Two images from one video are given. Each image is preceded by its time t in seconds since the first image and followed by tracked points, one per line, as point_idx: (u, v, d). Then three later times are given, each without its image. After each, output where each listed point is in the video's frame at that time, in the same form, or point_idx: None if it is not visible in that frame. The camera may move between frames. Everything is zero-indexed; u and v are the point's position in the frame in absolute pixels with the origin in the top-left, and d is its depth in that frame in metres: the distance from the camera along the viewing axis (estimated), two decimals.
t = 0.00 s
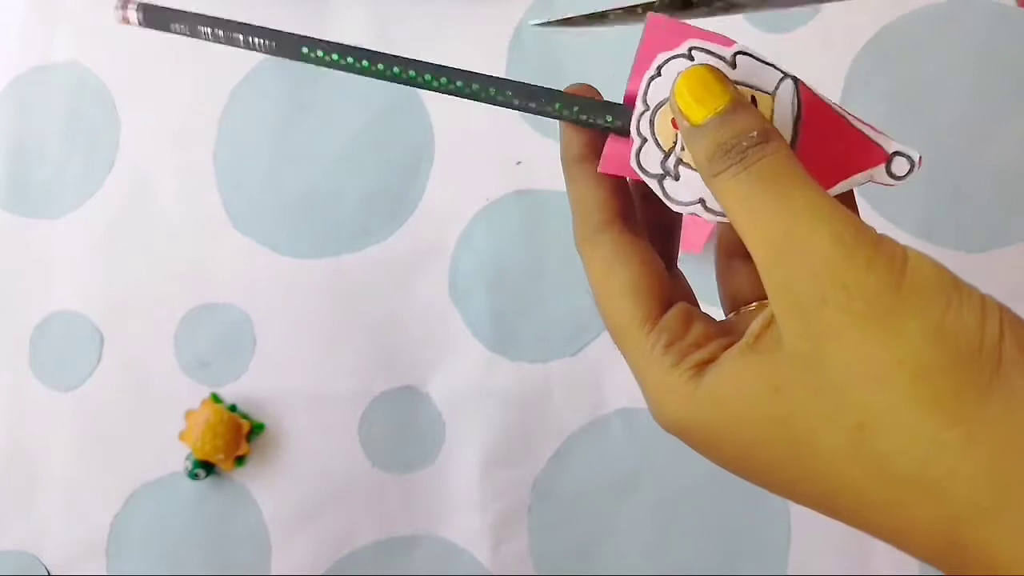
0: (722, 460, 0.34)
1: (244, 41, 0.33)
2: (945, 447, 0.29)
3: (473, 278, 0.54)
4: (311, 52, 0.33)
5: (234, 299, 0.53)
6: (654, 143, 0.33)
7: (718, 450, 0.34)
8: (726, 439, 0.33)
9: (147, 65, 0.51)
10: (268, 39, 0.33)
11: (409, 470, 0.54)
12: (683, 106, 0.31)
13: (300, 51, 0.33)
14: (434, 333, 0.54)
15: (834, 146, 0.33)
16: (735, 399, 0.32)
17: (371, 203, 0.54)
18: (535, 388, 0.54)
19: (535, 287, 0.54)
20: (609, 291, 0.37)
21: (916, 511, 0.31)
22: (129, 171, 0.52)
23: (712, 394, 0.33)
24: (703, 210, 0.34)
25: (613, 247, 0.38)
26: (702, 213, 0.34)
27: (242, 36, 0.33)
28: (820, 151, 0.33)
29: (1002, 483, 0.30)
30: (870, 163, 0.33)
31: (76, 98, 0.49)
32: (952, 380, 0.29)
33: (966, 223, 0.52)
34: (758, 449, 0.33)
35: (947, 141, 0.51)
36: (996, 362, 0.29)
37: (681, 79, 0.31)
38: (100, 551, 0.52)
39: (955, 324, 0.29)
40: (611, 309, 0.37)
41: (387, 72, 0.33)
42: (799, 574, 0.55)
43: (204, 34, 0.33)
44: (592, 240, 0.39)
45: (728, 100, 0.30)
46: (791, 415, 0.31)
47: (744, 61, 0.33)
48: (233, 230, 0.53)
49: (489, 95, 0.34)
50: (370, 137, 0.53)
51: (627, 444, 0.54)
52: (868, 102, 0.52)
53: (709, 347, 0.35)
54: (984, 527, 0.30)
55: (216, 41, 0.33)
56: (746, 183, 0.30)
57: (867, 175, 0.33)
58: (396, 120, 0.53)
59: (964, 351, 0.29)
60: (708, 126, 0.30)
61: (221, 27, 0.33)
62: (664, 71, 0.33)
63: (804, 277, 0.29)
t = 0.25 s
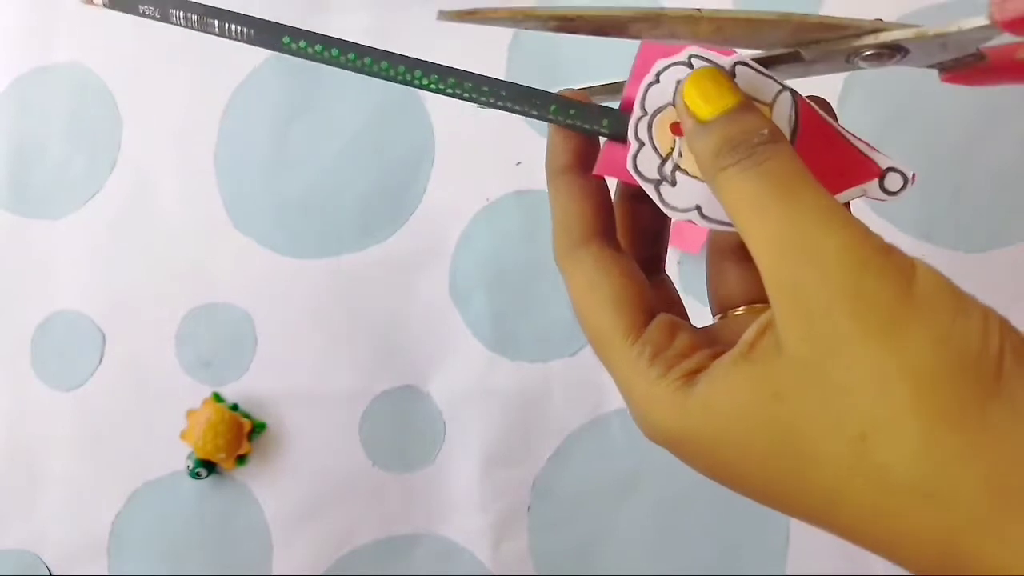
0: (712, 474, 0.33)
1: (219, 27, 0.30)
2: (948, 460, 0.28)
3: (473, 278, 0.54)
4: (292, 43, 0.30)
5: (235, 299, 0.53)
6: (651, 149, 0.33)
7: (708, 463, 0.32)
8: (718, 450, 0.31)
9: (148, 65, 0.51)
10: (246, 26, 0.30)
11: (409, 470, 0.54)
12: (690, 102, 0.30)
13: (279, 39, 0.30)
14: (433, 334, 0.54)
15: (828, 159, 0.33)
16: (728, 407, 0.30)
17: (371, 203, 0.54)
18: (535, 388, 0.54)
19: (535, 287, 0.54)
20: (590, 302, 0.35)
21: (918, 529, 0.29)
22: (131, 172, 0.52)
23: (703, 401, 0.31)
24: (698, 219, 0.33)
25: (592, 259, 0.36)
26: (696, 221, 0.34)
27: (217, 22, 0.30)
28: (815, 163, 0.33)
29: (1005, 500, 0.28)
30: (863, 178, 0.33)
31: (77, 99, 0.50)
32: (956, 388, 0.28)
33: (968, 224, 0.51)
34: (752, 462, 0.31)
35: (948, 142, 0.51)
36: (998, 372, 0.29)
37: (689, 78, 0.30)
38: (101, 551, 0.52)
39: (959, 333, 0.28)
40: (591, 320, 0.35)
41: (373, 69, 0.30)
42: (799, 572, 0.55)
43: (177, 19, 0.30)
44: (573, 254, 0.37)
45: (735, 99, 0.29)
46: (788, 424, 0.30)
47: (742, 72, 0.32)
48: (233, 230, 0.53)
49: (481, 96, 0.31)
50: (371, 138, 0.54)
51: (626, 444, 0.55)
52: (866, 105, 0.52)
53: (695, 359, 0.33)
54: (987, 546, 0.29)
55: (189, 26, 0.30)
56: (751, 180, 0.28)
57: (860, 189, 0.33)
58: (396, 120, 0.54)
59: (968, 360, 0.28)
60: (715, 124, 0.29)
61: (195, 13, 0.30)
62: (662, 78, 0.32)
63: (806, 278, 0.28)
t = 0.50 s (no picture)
0: (712, 472, 0.33)
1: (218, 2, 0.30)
2: (952, 463, 0.28)
3: (473, 277, 0.54)
4: (295, 18, 0.30)
5: (235, 299, 0.53)
6: (658, 139, 0.32)
7: (709, 462, 0.32)
8: (720, 449, 0.31)
9: (148, 65, 0.51)
10: None
11: (409, 470, 0.54)
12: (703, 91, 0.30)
13: (281, 15, 0.30)
14: (433, 334, 0.54)
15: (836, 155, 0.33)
16: (733, 405, 0.30)
17: (371, 202, 0.54)
18: (535, 387, 0.54)
19: (535, 287, 0.54)
20: (591, 296, 0.35)
21: (920, 532, 0.29)
22: (130, 171, 0.52)
23: (707, 399, 0.31)
24: (703, 212, 0.33)
25: (594, 253, 0.36)
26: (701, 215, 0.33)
27: None
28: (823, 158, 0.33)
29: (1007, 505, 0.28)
30: (874, 174, 0.32)
31: (77, 99, 0.50)
32: (963, 392, 0.28)
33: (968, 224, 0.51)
34: (755, 461, 0.31)
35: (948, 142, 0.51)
36: (1005, 378, 0.29)
37: (702, 67, 0.30)
38: (101, 551, 0.52)
39: (967, 336, 0.28)
40: (593, 312, 0.35)
41: (376, 47, 0.30)
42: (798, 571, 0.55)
43: None
44: (576, 245, 0.37)
45: (749, 91, 0.29)
46: (793, 424, 0.30)
47: (754, 62, 0.31)
48: (233, 230, 0.53)
49: (486, 79, 0.31)
50: (371, 138, 0.54)
51: (626, 444, 0.55)
52: (866, 104, 0.52)
53: (697, 355, 0.33)
54: (989, 551, 0.29)
55: None
56: (760, 176, 0.28)
57: (870, 185, 0.32)
58: (397, 120, 0.54)
59: (975, 363, 0.28)
60: (728, 116, 0.29)
61: None
62: (673, 66, 0.31)
63: (813, 278, 0.28)
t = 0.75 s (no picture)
0: (714, 468, 0.33)
1: (213, 8, 0.30)
2: (954, 461, 0.28)
3: (473, 277, 0.54)
4: (292, 26, 0.30)
5: (235, 299, 0.53)
6: (661, 137, 0.32)
7: (711, 458, 0.32)
8: (722, 446, 0.31)
9: (148, 65, 0.51)
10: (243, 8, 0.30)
11: (409, 470, 0.54)
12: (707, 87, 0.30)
13: (279, 23, 0.30)
14: (433, 334, 0.54)
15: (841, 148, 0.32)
16: (735, 402, 0.30)
17: (372, 202, 0.54)
18: (535, 387, 0.54)
19: (535, 287, 0.54)
20: (589, 294, 0.35)
21: (921, 530, 0.29)
22: (130, 171, 0.52)
23: (708, 396, 0.31)
24: (707, 209, 0.33)
25: (591, 252, 0.36)
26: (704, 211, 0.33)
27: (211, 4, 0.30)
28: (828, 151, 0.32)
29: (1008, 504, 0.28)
30: (881, 164, 0.32)
31: (77, 99, 0.50)
32: (966, 390, 0.28)
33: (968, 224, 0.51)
34: (757, 457, 0.31)
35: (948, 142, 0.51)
36: (1007, 377, 0.29)
37: (705, 62, 0.30)
38: (101, 551, 0.52)
39: (970, 335, 0.28)
40: (591, 308, 0.35)
41: (374, 52, 0.30)
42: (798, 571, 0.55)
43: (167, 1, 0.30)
44: (573, 245, 0.37)
45: (753, 86, 0.29)
46: (795, 421, 0.30)
47: (756, 56, 0.31)
48: (233, 230, 0.53)
49: (485, 82, 0.31)
50: (371, 138, 0.54)
51: (626, 443, 0.55)
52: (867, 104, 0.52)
53: (697, 351, 0.33)
54: (989, 550, 0.29)
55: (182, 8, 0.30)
56: (764, 171, 0.28)
57: (877, 176, 0.32)
58: (397, 120, 0.54)
59: (979, 362, 0.28)
60: (730, 110, 0.29)
61: None
62: (674, 63, 0.31)
63: (817, 275, 0.28)
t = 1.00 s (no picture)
0: (713, 459, 0.33)
1: (235, 119, 0.32)
2: (955, 460, 0.28)
3: (473, 277, 0.54)
4: (307, 119, 0.32)
5: (235, 299, 0.53)
6: (674, 138, 0.31)
7: (711, 450, 0.32)
8: (721, 440, 0.31)
9: (148, 65, 0.51)
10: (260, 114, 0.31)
11: (409, 470, 0.54)
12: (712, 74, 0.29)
13: (297, 119, 0.32)
14: (433, 334, 0.54)
15: (861, 120, 0.31)
16: (734, 397, 0.31)
17: (372, 202, 0.54)
18: (535, 387, 0.54)
19: (535, 287, 0.54)
20: (580, 307, 0.37)
21: (919, 526, 0.29)
22: (131, 172, 0.52)
23: (709, 391, 0.31)
24: (736, 200, 0.32)
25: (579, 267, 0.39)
26: (734, 203, 0.32)
27: (232, 115, 0.31)
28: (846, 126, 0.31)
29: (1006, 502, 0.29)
30: (910, 125, 0.30)
31: (77, 99, 0.50)
32: (967, 388, 0.28)
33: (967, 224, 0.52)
34: (757, 451, 0.31)
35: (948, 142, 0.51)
36: (1009, 377, 0.28)
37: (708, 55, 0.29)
38: (101, 551, 0.52)
39: (973, 335, 0.28)
40: (580, 319, 0.38)
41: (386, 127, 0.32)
42: (798, 571, 0.55)
43: (194, 120, 0.32)
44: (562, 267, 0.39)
45: (758, 70, 0.28)
46: (796, 417, 0.30)
47: (756, 43, 0.30)
48: (233, 231, 0.53)
49: (493, 131, 0.32)
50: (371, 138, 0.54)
51: (626, 443, 0.55)
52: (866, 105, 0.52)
53: (693, 343, 0.34)
54: (986, 547, 0.29)
55: (207, 125, 0.32)
56: (767, 155, 0.28)
57: (909, 139, 0.31)
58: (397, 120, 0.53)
59: (981, 363, 0.28)
60: (735, 94, 0.28)
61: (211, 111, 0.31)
62: (674, 68, 0.31)
63: (819, 273, 0.27)
